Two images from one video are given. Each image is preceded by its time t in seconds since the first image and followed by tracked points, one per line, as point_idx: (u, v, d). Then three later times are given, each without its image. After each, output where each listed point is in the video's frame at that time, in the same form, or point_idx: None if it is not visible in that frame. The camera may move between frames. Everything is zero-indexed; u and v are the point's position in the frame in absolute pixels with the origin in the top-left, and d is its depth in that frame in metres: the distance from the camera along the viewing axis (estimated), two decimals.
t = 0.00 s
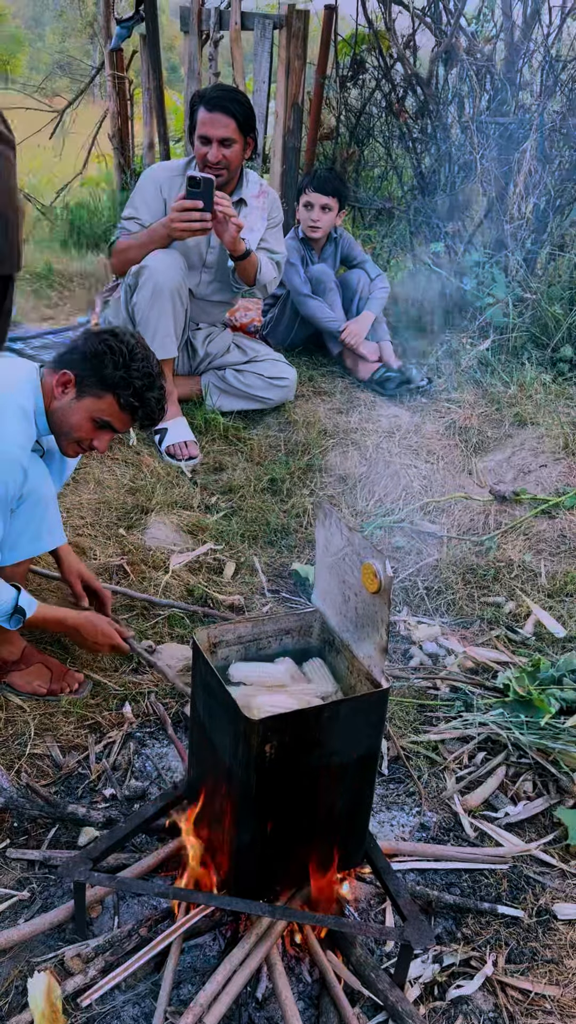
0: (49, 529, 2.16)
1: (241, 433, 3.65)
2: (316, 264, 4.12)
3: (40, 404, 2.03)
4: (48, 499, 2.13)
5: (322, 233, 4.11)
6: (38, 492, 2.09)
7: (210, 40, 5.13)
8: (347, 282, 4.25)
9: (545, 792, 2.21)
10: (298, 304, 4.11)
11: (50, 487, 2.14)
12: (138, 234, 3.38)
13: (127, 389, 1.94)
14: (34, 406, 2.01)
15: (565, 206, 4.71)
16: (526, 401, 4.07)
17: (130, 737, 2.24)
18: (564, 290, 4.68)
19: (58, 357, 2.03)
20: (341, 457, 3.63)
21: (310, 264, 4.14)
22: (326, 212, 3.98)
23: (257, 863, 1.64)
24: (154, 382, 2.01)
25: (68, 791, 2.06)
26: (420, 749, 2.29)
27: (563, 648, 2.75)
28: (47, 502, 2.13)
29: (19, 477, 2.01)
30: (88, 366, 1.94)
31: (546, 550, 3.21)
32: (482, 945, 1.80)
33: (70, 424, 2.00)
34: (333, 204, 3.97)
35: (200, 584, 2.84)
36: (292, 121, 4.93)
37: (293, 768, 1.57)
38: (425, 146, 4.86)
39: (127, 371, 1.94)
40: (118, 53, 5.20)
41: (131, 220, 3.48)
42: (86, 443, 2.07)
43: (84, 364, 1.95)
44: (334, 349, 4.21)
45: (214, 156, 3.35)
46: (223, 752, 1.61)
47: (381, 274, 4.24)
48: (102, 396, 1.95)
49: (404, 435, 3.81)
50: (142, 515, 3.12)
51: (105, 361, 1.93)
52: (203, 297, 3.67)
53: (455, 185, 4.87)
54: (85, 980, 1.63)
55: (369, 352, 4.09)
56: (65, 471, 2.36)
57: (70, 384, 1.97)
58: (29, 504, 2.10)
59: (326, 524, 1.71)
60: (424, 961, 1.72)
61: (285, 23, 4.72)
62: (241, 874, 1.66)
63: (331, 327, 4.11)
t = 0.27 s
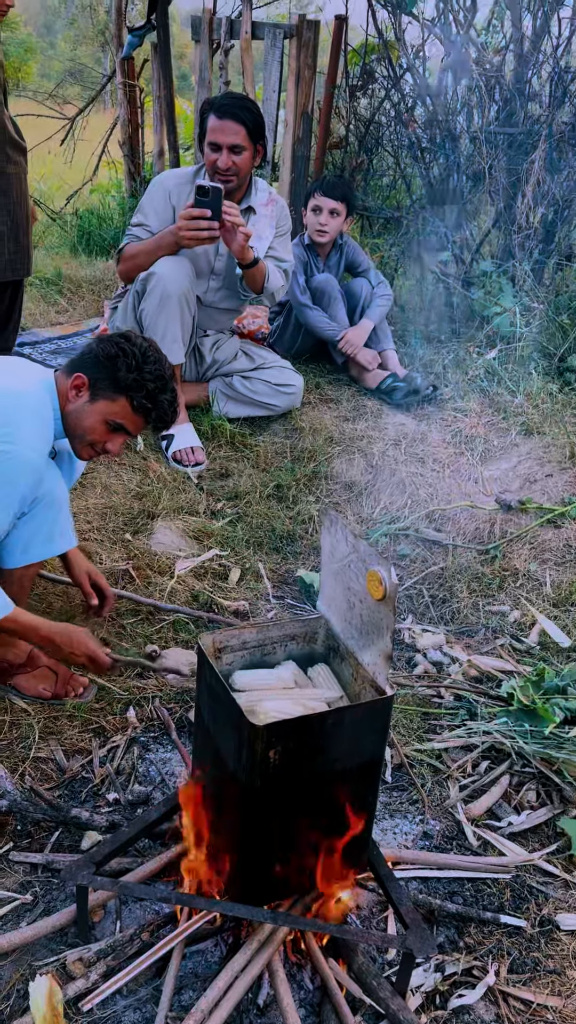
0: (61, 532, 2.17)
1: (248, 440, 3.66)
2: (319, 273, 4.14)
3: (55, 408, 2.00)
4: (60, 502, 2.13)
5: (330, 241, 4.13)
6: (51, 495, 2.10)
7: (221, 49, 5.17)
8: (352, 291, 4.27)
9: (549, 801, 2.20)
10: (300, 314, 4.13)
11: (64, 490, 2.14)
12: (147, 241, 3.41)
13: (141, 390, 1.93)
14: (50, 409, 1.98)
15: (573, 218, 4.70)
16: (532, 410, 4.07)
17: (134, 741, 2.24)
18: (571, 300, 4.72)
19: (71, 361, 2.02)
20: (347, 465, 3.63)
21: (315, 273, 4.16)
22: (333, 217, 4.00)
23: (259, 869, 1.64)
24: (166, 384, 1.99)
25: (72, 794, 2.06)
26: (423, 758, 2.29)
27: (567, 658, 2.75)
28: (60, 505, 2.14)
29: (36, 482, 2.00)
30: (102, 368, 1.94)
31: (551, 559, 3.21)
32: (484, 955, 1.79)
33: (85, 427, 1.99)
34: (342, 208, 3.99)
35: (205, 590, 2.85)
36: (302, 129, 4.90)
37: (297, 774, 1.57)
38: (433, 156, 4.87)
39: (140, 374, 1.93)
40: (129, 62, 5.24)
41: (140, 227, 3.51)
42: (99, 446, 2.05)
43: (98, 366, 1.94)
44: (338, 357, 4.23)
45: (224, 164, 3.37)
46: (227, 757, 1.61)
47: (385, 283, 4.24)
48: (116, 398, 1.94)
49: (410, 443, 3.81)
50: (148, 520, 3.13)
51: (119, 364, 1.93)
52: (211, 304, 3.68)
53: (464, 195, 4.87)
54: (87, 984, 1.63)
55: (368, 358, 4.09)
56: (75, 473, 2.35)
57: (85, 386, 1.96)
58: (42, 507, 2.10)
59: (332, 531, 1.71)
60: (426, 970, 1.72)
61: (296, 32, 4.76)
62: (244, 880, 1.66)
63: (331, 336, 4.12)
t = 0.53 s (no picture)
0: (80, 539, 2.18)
1: (263, 449, 3.67)
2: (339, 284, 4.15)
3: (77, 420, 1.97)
4: (78, 511, 2.13)
5: (348, 252, 4.14)
6: (70, 503, 2.09)
7: (243, 61, 5.21)
8: (372, 302, 4.28)
9: (561, 817, 2.18)
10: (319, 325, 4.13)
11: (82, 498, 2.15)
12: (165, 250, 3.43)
13: (163, 402, 1.87)
14: (71, 419, 1.94)
15: None
16: (549, 423, 4.06)
17: (146, 749, 2.24)
18: None
19: (94, 372, 1.98)
20: (362, 475, 3.64)
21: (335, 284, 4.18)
22: (353, 225, 4.02)
23: (271, 879, 1.64)
24: (188, 395, 1.93)
25: (83, 800, 2.07)
26: (435, 771, 2.28)
27: None
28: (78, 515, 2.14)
29: (59, 491, 1.99)
30: (125, 379, 1.89)
31: (566, 573, 3.20)
32: (494, 971, 1.78)
33: (106, 437, 1.93)
34: (362, 217, 4.00)
35: (218, 598, 2.86)
36: (322, 141, 5.03)
37: (310, 785, 1.56)
38: (452, 169, 4.87)
39: (162, 387, 1.87)
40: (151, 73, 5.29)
41: (159, 236, 3.55)
42: (120, 458, 1.99)
43: (121, 378, 1.89)
44: (356, 368, 4.23)
45: (244, 173, 3.40)
46: (240, 765, 1.61)
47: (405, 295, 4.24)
48: (138, 409, 1.88)
49: (426, 455, 3.81)
50: (163, 527, 3.14)
51: (142, 375, 1.88)
52: (229, 313, 3.69)
53: (481, 208, 4.84)
54: (95, 991, 1.62)
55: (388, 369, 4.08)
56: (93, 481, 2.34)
57: (108, 399, 1.91)
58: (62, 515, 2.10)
59: (347, 541, 1.71)
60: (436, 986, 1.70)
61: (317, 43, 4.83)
62: (255, 890, 1.65)
63: (348, 346, 4.11)
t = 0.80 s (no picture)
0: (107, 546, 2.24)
1: (289, 462, 3.68)
2: (368, 300, 4.16)
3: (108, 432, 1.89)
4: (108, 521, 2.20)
5: (378, 268, 4.15)
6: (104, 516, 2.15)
7: (277, 79, 5.27)
8: (400, 318, 4.29)
9: None
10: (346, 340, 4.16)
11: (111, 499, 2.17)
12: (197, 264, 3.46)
13: (194, 424, 1.84)
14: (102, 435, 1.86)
15: None
16: None
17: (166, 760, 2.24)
18: None
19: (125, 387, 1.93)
20: (388, 491, 3.63)
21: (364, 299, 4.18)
22: (383, 239, 4.04)
23: (288, 894, 1.63)
24: (219, 416, 1.89)
25: (102, 810, 2.07)
26: (456, 790, 2.26)
27: None
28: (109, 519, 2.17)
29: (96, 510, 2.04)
30: (158, 398, 1.85)
31: None
32: (513, 997, 1.75)
33: (136, 456, 1.89)
34: (391, 231, 4.02)
35: (241, 610, 2.86)
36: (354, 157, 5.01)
37: (329, 800, 1.56)
38: (483, 188, 4.89)
39: (194, 408, 1.83)
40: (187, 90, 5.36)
41: (191, 250, 3.59)
42: (149, 475, 1.95)
43: (153, 396, 1.85)
44: (384, 384, 4.22)
45: (277, 189, 3.42)
46: (260, 779, 1.61)
47: (433, 310, 4.24)
48: (169, 429, 1.85)
49: (453, 471, 3.80)
50: (188, 538, 3.15)
51: (174, 396, 1.84)
52: (259, 327, 3.71)
53: (512, 226, 4.86)
54: (110, 1002, 1.62)
55: (416, 384, 4.08)
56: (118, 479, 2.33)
57: (140, 417, 1.87)
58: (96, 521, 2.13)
59: (373, 556, 1.71)
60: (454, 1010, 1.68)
61: (353, 61, 4.90)
62: (272, 905, 1.65)
63: (376, 363, 4.13)
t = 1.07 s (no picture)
0: (141, 568, 2.22)
1: (318, 482, 3.67)
2: (403, 322, 4.14)
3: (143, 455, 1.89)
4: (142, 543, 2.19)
5: (413, 290, 4.14)
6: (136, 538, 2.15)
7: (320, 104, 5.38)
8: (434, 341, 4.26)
9: None
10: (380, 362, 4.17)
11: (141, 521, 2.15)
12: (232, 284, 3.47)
13: (229, 449, 1.83)
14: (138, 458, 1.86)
15: None
16: None
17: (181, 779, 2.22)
18: None
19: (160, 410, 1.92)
20: (417, 513, 3.60)
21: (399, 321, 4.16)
22: (416, 259, 4.05)
23: (294, 921, 1.60)
24: (253, 443, 1.90)
25: (115, 827, 2.06)
26: (475, 822, 2.20)
27: None
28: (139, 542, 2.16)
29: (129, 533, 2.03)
30: (195, 423, 1.85)
31: None
32: None
33: (169, 481, 1.88)
34: (425, 252, 4.04)
35: (264, 630, 2.85)
36: (394, 180, 5.07)
37: (338, 828, 1.52)
38: (525, 211, 4.93)
39: (229, 434, 1.83)
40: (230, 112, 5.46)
41: (226, 269, 3.60)
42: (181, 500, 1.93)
43: (190, 421, 1.85)
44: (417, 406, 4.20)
45: (314, 209, 3.44)
46: (269, 803, 1.58)
47: (468, 332, 4.21)
48: (203, 455, 1.84)
49: (484, 495, 3.76)
50: (213, 556, 3.15)
51: (209, 421, 1.83)
52: (292, 347, 3.72)
53: (554, 251, 4.95)
54: None
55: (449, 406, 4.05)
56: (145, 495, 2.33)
57: (175, 442, 1.86)
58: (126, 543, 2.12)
59: (389, 580, 1.68)
60: None
61: (395, 86, 4.91)
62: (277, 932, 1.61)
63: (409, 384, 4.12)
